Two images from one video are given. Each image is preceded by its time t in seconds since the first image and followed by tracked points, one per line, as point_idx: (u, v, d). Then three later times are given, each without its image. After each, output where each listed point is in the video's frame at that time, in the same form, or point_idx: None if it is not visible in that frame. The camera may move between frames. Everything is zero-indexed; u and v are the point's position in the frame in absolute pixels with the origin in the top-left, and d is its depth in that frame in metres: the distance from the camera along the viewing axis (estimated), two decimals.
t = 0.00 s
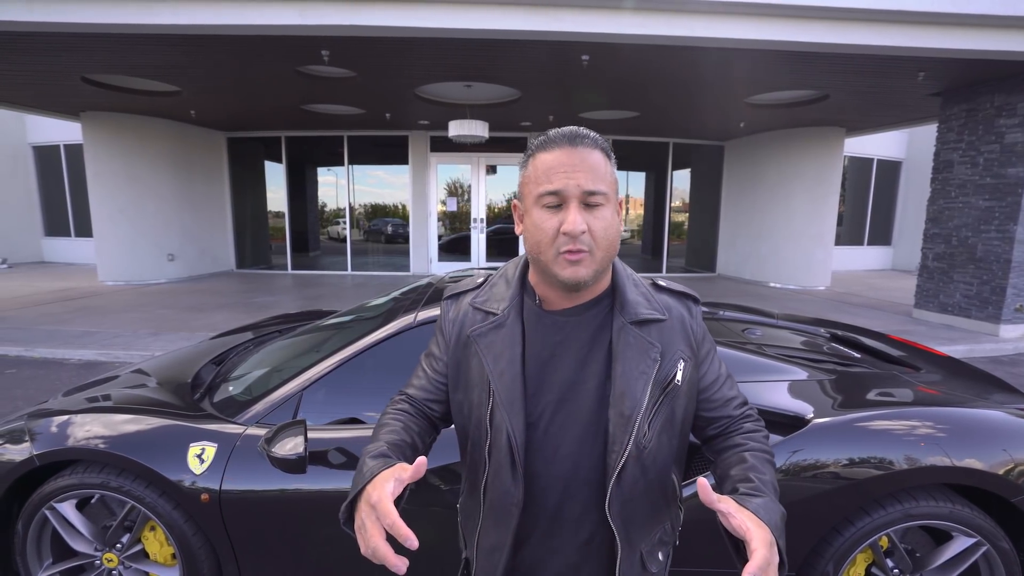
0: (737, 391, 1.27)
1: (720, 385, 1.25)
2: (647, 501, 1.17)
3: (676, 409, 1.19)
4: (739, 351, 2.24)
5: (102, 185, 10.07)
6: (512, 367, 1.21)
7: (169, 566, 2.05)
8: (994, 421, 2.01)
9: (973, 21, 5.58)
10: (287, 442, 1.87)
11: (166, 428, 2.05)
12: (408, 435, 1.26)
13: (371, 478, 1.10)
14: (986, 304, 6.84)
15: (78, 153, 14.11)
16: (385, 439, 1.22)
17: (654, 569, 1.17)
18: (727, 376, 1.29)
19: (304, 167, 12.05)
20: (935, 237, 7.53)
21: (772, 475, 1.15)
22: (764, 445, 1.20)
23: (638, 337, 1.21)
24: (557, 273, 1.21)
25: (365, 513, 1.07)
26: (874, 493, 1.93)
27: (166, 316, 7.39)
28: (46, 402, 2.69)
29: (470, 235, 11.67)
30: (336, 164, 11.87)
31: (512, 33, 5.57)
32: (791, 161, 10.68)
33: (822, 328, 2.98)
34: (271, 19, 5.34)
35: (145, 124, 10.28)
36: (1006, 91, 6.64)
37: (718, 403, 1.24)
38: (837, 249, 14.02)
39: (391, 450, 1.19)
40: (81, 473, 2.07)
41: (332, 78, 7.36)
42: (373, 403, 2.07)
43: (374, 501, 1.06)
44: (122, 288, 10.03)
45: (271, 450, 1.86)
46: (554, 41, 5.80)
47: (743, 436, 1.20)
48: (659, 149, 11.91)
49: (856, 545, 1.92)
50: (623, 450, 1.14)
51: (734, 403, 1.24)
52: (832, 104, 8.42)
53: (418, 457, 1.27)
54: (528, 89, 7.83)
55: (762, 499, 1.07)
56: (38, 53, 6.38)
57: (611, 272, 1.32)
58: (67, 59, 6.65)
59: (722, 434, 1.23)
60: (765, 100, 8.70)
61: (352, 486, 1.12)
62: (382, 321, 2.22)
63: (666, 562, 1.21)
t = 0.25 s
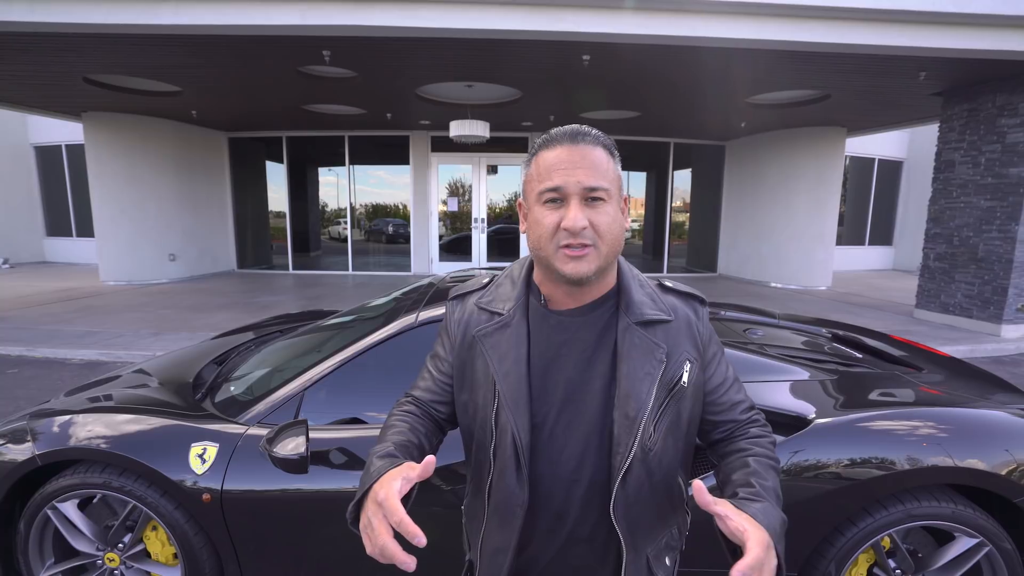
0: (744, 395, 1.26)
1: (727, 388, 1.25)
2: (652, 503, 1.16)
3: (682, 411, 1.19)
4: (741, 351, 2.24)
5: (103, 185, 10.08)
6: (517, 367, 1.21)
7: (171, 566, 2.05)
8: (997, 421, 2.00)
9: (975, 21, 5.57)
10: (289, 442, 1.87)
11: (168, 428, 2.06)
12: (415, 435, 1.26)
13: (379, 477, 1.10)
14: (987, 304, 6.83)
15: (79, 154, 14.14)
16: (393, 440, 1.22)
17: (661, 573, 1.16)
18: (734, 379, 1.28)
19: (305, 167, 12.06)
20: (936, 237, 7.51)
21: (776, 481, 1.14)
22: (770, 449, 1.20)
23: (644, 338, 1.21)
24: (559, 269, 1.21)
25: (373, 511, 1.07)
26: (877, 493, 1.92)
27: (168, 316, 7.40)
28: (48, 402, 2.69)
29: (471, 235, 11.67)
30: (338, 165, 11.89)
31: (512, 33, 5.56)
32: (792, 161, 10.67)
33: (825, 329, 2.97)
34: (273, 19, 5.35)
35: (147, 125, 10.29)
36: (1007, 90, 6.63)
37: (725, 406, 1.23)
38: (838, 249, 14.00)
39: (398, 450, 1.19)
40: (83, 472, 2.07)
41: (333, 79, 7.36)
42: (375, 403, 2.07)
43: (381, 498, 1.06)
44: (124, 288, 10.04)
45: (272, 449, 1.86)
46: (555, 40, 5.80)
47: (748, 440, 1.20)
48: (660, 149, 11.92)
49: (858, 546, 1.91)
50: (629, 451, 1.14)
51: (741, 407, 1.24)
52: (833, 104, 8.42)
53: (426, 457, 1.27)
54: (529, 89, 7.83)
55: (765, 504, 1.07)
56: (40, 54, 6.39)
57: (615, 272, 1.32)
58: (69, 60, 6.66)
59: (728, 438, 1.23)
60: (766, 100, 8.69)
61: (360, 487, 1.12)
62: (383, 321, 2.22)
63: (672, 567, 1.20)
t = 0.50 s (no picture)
0: (745, 402, 1.26)
1: (729, 395, 1.24)
2: (650, 507, 1.16)
3: (682, 415, 1.18)
4: (742, 351, 2.24)
5: (105, 185, 10.09)
6: (519, 369, 1.21)
7: (172, 566, 2.06)
8: (998, 421, 2.00)
9: (976, 21, 5.56)
10: (289, 442, 1.88)
11: (169, 429, 2.06)
12: (422, 438, 1.26)
13: (395, 479, 1.10)
14: (989, 304, 6.82)
15: (81, 154, 14.15)
16: (400, 444, 1.22)
17: None
18: (738, 386, 1.28)
19: (306, 167, 12.07)
20: (938, 237, 7.50)
21: (761, 495, 1.14)
22: (762, 462, 1.19)
23: (644, 341, 1.21)
24: (560, 270, 1.21)
25: (388, 513, 1.07)
26: (878, 494, 1.92)
27: (169, 316, 7.40)
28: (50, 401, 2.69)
29: (472, 235, 11.67)
30: (338, 164, 11.89)
31: (513, 33, 5.56)
32: (793, 161, 10.66)
33: (826, 329, 2.97)
34: (273, 20, 5.35)
35: (148, 124, 10.29)
36: (1009, 90, 6.62)
37: (725, 414, 1.23)
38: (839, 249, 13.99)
39: (408, 454, 1.20)
40: (84, 472, 2.07)
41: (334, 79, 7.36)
42: (376, 403, 2.07)
43: (395, 501, 1.06)
44: (125, 288, 10.05)
45: (273, 449, 1.86)
46: (555, 40, 5.80)
47: (742, 450, 1.20)
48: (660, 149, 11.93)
49: (858, 546, 1.92)
50: (627, 454, 1.14)
51: (740, 417, 1.23)
52: (833, 104, 8.42)
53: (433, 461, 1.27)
54: (530, 89, 7.83)
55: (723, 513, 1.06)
56: (40, 54, 6.39)
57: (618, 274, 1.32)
58: (70, 61, 6.67)
59: (723, 446, 1.22)
60: (767, 100, 8.69)
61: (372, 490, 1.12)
62: (384, 321, 2.23)
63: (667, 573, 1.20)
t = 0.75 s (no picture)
0: (743, 406, 1.23)
1: (724, 400, 1.21)
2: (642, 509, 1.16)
3: (677, 416, 1.18)
4: (742, 351, 2.24)
5: (105, 185, 10.10)
6: (517, 368, 1.21)
7: (172, 566, 2.06)
8: (998, 421, 2.00)
9: (977, 20, 5.55)
10: (289, 442, 1.89)
11: (169, 429, 2.06)
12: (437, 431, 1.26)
13: (464, 486, 1.04)
14: (989, 304, 6.81)
15: (82, 154, 14.17)
16: (424, 446, 1.19)
17: None
18: (736, 390, 1.25)
19: (306, 168, 12.07)
20: (939, 236, 7.49)
21: (722, 504, 1.10)
22: (740, 475, 1.14)
23: (640, 341, 1.21)
24: (574, 266, 1.20)
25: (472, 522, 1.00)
26: (878, 494, 1.92)
27: (170, 316, 7.41)
28: (51, 401, 2.70)
29: (472, 235, 11.67)
30: (339, 164, 11.89)
31: (513, 33, 5.56)
32: (794, 160, 10.65)
33: (826, 329, 2.97)
34: (274, 19, 5.35)
35: (148, 124, 10.29)
36: (1010, 90, 6.60)
37: (717, 419, 1.20)
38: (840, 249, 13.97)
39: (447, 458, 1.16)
40: (85, 472, 2.07)
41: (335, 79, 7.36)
42: (376, 403, 2.07)
43: (476, 508, 0.99)
44: (126, 288, 10.06)
45: (273, 449, 1.87)
46: (556, 40, 5.79)
47: (724, 458, 1.15)
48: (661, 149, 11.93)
49: (859, 546, 1.91)
50: (617, 453, 1.15)
51: (732, 424, 1.20)
52: (834, 104, 8.41)
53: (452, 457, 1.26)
54: (530, 89, 7.83)
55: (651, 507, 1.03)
56: (40, 54, 6.39)
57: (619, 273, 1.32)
58: (71, 61, 6.67)
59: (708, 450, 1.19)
60: (768, 100, 8.68)
61: (439, 505, 1.05)
62: (385, 321, 2.23)
63: None
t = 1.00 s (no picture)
0: (747, 400, 1.25)
1: (728, 394, 1.23)
2: (647, 508, 1.17)
3: (680, 415, 1.18)
4: (742, 350, 2.24)
5: (106, 185, 10.11)
6: (516, 365, 1.21)
7: (172, 565, 2.06)
8: (998, 421, 2.00)
9: (977, 20, 5.55)
10: (289, 441, 1.89)
11: (169, 428, 2.06)
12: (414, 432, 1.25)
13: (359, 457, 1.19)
14: (990, 304, 6.81)
15: (83, 154, 14.19)
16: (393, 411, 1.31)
17: None
18: (737, 385, 1.27)
19: (307, 168, 12.08)
20: (939, 236, 7.49)
21: (769, 483, 1.15)
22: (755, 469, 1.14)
23: (643, 339, 1.21)
24: (557, 271, 1.22)
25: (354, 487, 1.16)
26: (878, 493, 1.92)
27: (170, 315, 7.41)
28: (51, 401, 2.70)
29: (473, 235, 11.67)
30: (340, 164, 11.90)
31: (513, 33, 5.56)
32: (794, 160, 10.65)
33: (826, 328, 2.97)
34: (275, 19, 5.36)
35: (148, 124, 10.29)
36: (1011, 89, 6.60)
37: (726, 412, 1.22)
38: (840, 249, 13.97)
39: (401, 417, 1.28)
40: (85, 471, 2.07)
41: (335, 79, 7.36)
42: (376, 402, 2.07)
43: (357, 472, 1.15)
44: (127, 288, 10.07)
45: (272, 449, 1.87)
46: (555, 40, 5.79)
47: (747, 443, 1.19)
48: (661, 149, 11.93)
49: (859, 546, 1.91)
50: (623, 453, 1.14)
51: (742, 413, 1.23)
52: (834, 104, 8.41)
53: (421, 456, 1.26)
54: (530, 89, 7.83)
55: (749, 493, 1.10)
56: (40, 54, 6.39)
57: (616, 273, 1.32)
58: (72, 61, 6.68)
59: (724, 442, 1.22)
60: (768, 100, 8.68)
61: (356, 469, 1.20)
62: (384, 321, 2.23)
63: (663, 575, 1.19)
